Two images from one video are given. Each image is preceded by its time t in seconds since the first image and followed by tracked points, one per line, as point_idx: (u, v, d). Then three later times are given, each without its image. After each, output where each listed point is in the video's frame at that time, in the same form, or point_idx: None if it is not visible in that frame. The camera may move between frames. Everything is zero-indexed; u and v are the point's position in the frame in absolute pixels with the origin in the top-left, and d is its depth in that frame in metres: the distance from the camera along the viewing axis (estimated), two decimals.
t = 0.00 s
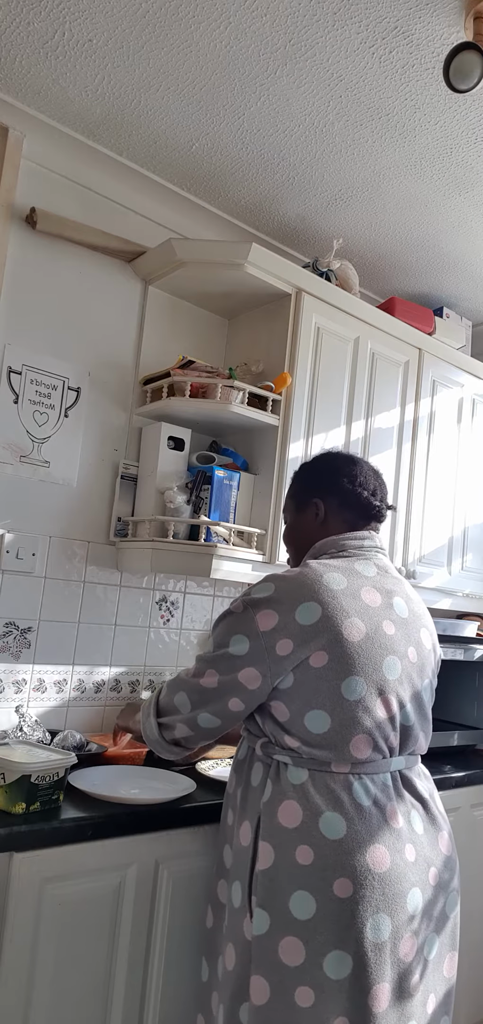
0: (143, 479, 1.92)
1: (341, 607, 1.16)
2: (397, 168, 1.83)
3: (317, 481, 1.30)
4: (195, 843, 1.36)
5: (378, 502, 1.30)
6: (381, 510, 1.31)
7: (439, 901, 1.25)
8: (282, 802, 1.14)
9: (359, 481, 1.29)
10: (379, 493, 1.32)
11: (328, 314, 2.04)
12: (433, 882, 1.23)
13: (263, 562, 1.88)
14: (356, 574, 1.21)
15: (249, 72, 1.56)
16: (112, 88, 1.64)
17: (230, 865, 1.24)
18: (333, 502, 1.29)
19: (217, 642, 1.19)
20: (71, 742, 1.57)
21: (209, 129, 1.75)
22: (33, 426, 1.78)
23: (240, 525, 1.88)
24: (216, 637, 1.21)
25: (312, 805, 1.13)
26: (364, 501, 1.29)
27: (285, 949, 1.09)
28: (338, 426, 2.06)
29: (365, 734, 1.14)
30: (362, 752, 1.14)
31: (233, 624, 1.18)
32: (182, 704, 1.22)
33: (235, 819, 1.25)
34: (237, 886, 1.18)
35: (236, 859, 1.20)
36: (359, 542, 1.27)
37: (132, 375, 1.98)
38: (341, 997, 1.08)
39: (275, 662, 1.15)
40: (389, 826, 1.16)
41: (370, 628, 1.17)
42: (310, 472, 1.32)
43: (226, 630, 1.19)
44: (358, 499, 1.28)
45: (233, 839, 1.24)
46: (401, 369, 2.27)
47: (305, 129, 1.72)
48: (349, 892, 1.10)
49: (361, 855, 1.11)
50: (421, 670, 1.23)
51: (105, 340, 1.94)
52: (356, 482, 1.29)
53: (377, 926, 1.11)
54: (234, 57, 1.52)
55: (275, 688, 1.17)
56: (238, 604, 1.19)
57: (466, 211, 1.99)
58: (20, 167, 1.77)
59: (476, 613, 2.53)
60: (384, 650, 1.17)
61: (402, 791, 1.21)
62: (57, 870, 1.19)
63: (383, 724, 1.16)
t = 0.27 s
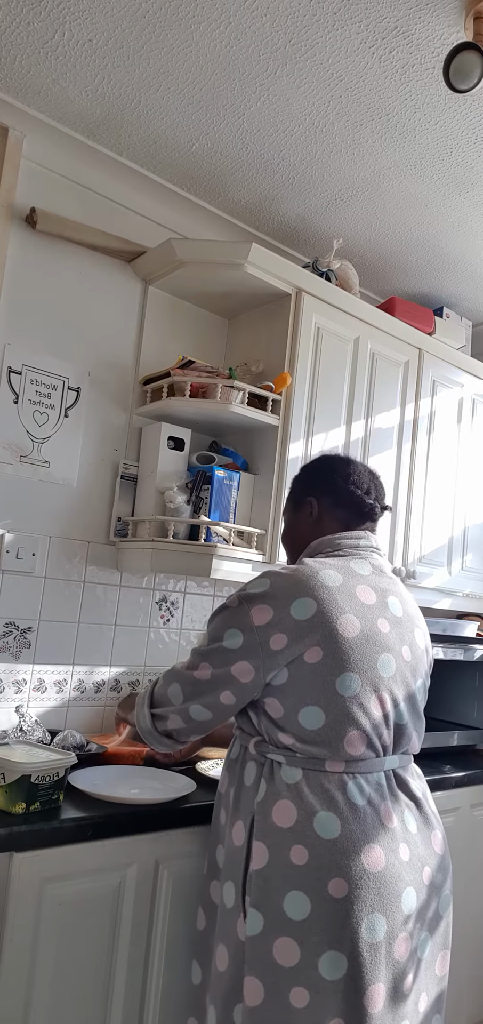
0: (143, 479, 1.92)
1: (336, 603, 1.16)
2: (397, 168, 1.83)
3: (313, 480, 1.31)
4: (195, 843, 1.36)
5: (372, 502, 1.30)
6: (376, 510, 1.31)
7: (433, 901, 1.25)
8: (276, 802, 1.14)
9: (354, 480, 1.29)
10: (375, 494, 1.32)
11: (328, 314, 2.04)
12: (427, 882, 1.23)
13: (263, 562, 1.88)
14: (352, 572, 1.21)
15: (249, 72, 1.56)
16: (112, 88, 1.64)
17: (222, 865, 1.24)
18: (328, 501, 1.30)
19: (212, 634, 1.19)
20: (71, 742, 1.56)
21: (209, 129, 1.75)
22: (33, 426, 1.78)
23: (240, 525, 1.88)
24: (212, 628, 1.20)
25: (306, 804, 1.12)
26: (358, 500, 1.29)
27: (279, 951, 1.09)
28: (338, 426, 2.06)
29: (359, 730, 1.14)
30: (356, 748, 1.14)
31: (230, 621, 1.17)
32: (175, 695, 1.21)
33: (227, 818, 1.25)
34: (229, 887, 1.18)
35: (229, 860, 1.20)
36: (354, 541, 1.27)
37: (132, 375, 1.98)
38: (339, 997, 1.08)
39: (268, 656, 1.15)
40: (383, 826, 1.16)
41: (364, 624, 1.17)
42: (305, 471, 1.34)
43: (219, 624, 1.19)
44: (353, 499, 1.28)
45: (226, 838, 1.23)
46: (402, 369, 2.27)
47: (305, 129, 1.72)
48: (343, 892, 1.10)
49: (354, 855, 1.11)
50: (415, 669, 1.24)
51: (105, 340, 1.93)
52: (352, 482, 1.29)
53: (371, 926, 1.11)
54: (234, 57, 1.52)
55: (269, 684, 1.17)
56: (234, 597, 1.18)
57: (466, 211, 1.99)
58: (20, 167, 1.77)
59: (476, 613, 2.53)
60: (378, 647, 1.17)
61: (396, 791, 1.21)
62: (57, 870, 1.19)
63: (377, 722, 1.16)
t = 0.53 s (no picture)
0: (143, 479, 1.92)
1: (330, 598, 1.16)
2: (397, 168, 1.83)
3: (316, 481, 1.32)
4: (195, 843, 1.36)
5: (373, 503, 1.30)
6: (378, 512, 1.30)
7: (426, 902, 1.24)
8: (268, 799, 1.15)
9: (356, 480, 1.29)
10: (378, 495, 1.31)
11: (328, 314, 2.04)
12: (419, 883, 1.22)
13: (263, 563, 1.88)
14: (350, 570, 1.21)
15: (249, 72, 1.56)
16: (112, 88, 1.64)
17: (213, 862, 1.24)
18: (330, 502, 1.30)
19: (209, 618, 1.20)
20: (71, 742, 1.56)
21: (209, 129, 1.75)
22: (33, 426, 1.78)
23: (240, 525, 1.88)
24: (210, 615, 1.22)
25: (297, 802, 1.12)
26: (360, 500, 1.29)
27: (267, 947, 1.09)
28: (338, 426, 2.06)
29: (351, 726, 1.14)
30: (347, 744, 1.14)
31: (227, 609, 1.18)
32: (167, 675, 1.22)
33: (220, 815, 1.25)
34: (220, 883, 1.18)
35: (220, 855, 1.20)
36: (354, 541, 1.27)
37: (132, 375, 1.98)
38: (333, 995, 1.08)
39: (260, 644, 1.16)
40: (374, 825, 1.15)
41: (358, 621, 1.17)
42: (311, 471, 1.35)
43: (216, 609, 1.20)
44: (354, 499, 1.29)
45: (219, 836, 1.23)
46: (402, 369, 2.27)
47: (305, 129, 1.72)
48: (331, 891, 1.09)
49: (343, 854, 1.11)
50: (411, 669, 1.23)
51: (104, 340, 1.93)
52: (354, 482, 1.29)
53: (360, 927, 1.11)
54: (234, 57, 1.52)
55: (258, 675, 1.17)
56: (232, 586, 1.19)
57: (466, 211, 1.99)
58: (20, 167, 1.77)
59: (476, 613, 2.53)
60: (372, 645, 1.17)
61: (390, 791, 1.20)
62: (57, 870, 1.18)
63: (369, 718, 1.16)
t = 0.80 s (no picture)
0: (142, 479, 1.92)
1: (330, 596, 1.16)
2: (397, 168, 1.83)
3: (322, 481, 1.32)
4: (194, 843, 1.36)
5: (377, 506, 1.29)
6: (381, 516, 1.29)
7: (420, 903, 1.24)
8: (261, 795, 1.15)
9: (361, 482, 1.30)
10: (383, 500, 1.31)
11: (328, 314, 2.04)
12: (412, 884, 1.22)
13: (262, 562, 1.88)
14: (351, 569, 1.21)
15: (249, 72, 1.56)
16: (112, 88, 1.64)
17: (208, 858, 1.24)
18: (335, 502, 1.31)
19: (209, 611, 1.19)
20: (71, 742, 1.56)
21: (209, 129, 1.75)
22: (33, 426, 1.78)
23: (240, 525, 1.88)
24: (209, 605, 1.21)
25: (290, 799, 1.13)
26: (364, 502, 1.29)
27: (257, 942, 1.09)
28: (338, 426, 2.06)
29: (346, 724, 1.14)
30: (343, 741, 1.14)
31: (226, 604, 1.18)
32: (164, 665, 1.21)
33: (216, 812, 1.25)
34: (213, 878, 1.19)
35: (215, 851, 1.21)
36: (356, 542, 1.27)
37: (132, 375, 1.98)
38: (328, 995, 1.08)
39: (259, 638, 1.16)
40: (367, 825, 1.15)
41: (357, 619, 1.17)
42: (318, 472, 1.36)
43: (216, 602, 1.19)
44: (358, 499, 1.29)
45: (214, 832, 1.24)
46: (401, 369, 2.27)
47: (305, 129, 1.72)
48: (321, 888, 1.09)
49: (334, 853, 1.11)
50: (410, 669, 1.23)
51: (104, 340, 1.93)
52: (359, 483, 1.30)
53: (349, 926, 1.10)
54: (235, 57, 1.52)
55: (256, 669, 1.17)
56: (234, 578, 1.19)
57: (465, 211, 1.99)
58: (20, 167, 1.77)
59: (475, 613, 2.53)
60: (370, 644, 1.17)
61: (385, 792, 1.20)
62: (57, 870, 1.18)
63: (365, 716, 1.16)
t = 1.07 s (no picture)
0: (142, 479, 1.92)
1: (324, 595, 1.17)
2: (397, 168, 1.83)
3: (321, 481, 1.32)
4: (194, 843, 1.36)
5: (377, 507, 1.30)
6: (381, 517, 1.30)
7: (419, 902, 1.23)
8: (260, 793, 1.15)
9: (361, 483, 1.30)
10: (383, 501, 1.32)
11: (328, 314, 2.04)
12: (412, 884, 1.21)
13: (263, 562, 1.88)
14: (346, 568, 1.21)
15: (249, 72, 1.56)
16: (112, 88, 1.64)
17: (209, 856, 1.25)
18: (334, 502, 1.31)
19: (203, 605, 1.20)
20: (72, 742, 1.55)
21: (209, 129, 1.75)
22: (33, 426, 1.78)
23: (240, 525, 1.88)
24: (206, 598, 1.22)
25: (287, 797, 1.13)
26: (364, 503, 1.29)
27: (257, 938, 1.10)
28: (338, 426, 2.06)
29: (341, 722, 1.14)
30: (338, 739, 1.14)
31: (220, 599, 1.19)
32: (159, 657, 1.21)
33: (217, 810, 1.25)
34: (213, 875, 1.19)
35: (215, 848, 1.21)
36: (353, 542, 1.27)
37: (132, 375, 1.98)
38: (327, 993, 1.08)
39: (253, 635, 1.17)
40: (366, 823, 1.15)
41: (351, 617, 1.17)
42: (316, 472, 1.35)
43: (214, 595, 1.20)
44: (358, 500, 1.29)
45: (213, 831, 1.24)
46: (402, 369, 2.27)
47: (305, 129, 1.72)
48: (320, 886, 1.09)
49: (332, 850, 1.10)
50: (407, 668, 1.23)
51: (104, 340, 1.93)
52: (359, 483, 1.30)
53: (348, 924, 1.10)
54: (235, 57, 1.52)
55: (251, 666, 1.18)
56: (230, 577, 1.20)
57: (465, 211, 1.99)
58: (20, 167, 1.77)
59: (475, 613, 2.53)
60: (365, 642, 1.17)
61: (385, 790, 1.19)
62: (57, 870, 1.19)
63: (360, 714, 1.16)
